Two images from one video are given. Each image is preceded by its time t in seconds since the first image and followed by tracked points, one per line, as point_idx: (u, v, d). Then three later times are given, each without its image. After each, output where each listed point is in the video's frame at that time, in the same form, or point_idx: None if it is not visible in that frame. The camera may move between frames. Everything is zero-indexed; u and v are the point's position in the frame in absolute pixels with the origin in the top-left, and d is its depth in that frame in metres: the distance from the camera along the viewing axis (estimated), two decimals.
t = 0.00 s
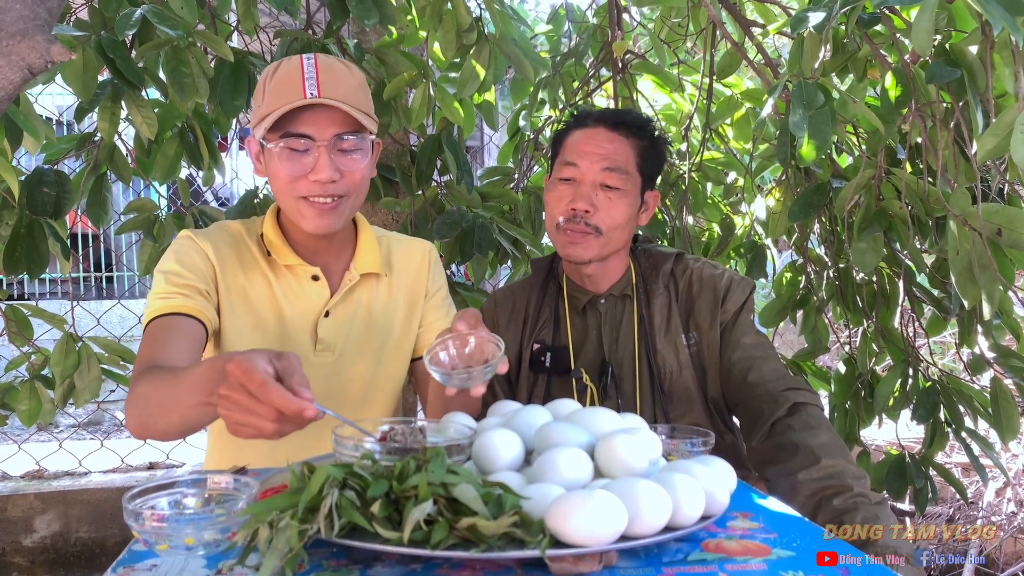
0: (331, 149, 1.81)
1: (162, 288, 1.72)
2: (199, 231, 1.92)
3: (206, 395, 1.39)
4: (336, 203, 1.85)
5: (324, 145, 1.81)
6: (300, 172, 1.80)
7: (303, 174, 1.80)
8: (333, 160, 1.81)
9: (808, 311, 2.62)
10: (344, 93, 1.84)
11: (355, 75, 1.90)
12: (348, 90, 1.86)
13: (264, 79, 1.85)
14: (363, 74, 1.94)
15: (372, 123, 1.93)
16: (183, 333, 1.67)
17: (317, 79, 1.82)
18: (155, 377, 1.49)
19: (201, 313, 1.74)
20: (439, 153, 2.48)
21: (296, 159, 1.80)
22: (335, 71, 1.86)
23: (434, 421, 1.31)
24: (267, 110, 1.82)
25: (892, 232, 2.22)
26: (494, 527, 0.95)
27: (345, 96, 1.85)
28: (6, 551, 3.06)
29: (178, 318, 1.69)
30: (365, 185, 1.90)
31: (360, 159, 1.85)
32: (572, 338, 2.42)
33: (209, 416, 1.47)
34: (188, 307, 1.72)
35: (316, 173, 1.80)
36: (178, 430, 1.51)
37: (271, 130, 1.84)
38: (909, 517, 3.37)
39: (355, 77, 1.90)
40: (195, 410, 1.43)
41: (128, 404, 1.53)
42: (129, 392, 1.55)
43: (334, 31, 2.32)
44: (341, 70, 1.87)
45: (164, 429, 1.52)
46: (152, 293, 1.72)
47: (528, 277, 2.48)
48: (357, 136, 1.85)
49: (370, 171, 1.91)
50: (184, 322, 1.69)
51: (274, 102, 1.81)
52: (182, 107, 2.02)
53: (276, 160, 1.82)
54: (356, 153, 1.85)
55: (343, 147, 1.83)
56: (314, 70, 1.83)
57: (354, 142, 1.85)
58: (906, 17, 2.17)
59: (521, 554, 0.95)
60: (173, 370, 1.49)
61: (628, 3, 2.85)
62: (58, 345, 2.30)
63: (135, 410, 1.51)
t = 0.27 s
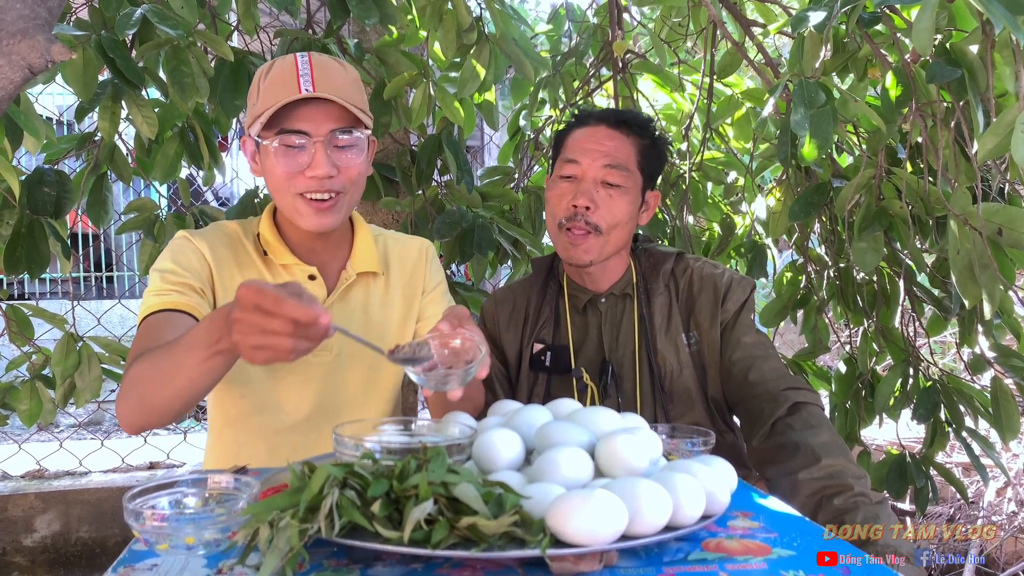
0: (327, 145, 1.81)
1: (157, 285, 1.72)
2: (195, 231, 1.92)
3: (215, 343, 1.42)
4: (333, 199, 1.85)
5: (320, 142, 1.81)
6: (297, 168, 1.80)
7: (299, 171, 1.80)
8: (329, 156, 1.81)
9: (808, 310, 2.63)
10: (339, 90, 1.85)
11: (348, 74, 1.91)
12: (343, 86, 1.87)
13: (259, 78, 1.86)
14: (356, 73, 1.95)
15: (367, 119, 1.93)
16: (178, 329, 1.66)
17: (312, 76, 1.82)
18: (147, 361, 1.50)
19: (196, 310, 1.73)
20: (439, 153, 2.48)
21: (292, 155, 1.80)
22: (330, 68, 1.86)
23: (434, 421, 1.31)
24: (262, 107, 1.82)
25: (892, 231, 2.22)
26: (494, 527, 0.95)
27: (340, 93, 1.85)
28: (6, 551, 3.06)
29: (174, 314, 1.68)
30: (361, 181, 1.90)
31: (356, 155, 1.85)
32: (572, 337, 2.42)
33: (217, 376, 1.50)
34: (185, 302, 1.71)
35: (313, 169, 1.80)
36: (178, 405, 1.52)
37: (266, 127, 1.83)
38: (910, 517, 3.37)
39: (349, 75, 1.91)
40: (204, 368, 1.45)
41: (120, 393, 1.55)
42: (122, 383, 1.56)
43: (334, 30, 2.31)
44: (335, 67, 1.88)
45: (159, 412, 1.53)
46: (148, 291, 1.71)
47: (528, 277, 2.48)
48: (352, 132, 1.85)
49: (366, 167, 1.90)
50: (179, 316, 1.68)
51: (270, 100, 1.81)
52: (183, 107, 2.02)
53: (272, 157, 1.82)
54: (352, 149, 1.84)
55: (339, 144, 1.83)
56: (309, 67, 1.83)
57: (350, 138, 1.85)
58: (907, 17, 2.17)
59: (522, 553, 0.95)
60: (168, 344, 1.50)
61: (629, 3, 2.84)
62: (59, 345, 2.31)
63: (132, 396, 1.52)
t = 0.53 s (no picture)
0: (327, 147, 1.81)
1: (155, 284, 1.72)
2: (194, 231, 1.92)
3: (236, 321, 1.46)
4: (332, 200, 1.84)
5: (320, 143, 1.80)
6: (296, 169, 1.79)
7: (299, 172, 1.79)
8: (329, 158, 1.81)
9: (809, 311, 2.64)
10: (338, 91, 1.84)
11: (348, 75, 1.91)
12: (343, 87, 1.86)
13: (258, 79, 1.85)
14: (357, 74, 1.94)
15: (368, 119, 1.92)
16: (174, 327, 1.67)
17: (312, 78, 1.82)
18: (151, 355, 1.53)
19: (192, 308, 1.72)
20: (439, 153, 2.47)
21: (292, 157, 1.79)
22: (330, 69, 1.86)
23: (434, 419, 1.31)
24: (262, 108, 1.81)
25: (893, 231, 2.21)
26: (494, 526, 0.95)
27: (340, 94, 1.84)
28: (6, 551, 3.06)
29: (170, 311, 1.68)
30: (361, 182, 1.89)
31: (357, 155, 1.84)
32: (573, 336, 2.42)
33: (225, 364, 1.52)
34: (181, 301, 1.71)
35: (312, 171, 1.79)
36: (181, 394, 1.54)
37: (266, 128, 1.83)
38: (910, 516, 3.37)
39: (349, 75, 1.91)
40: (217, 353, 1.48)
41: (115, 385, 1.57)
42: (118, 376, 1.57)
43: (334, 30, 2.31)
44: (335, 68, 1.87)
45: (157, 407, 1.57)
46: (145, 289, 1.72)
47: (529, 276, 2.48)
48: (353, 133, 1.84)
49: (366, 168, 1.90)
50: (176, 315, 1.68)
51: (270, 101, 1.81)
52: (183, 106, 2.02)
53: (272, 158, 1.81)
54: (353, 150, 1.83)
55: (339, 145, 1.82)
56: (309, 68, 1.83)
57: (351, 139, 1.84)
58: (907, 16, 2.17)
59: (521, 552, 0.95)
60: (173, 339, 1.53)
61: (629, 2, 2.84)
62: (59, 344, 2.31)
63: (130, 388, 1.54)
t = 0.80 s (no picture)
0: (328, 153, 1.81)
1: (154, 283, 1.72)
2: (194, 231, 1.92)
3: (228, 308, 1.47)
4: (332, 204, 1.85)
5: (321, 149, 1.80)
6: (297, 175, 1.79)
7: (300, 177, 1.80)
8: (330, 163, 1.81)
9: (807, 311, 2.60)
10: (340, 96, 1.84)
11: (349, 78, 1.90)
12: (344, 92, 1.86)
13: (258, 82, 1.85)
14: (358, 77, 1.94)
15: (368, 124, 1.93)
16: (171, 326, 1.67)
17: (313, 83, 1.81)
18: (144, 350, 1.54)
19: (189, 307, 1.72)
20: (438, 153, 2.47)
21: (293, 162, 1.79)
22: (330, 73, 1.86)
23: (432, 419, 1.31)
24: (263, 113, 1.81)
25: (891, 231, 2.22)
26: (491, 525, 0.95)
27: (341, 99, 1.84)
28: (4, 551, 3.06)
29: (166, 311, 1.69)
30: (361, 186, 1.90)
31: (358, 161, 1.85)
32: (571, 336, 2.43)
33: (218, 356, 1.53)
34: (181, 300, 1.71)
35: (313, 177, 1.80)
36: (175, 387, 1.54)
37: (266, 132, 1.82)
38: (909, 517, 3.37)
39: (350, 78, 1.91)
40: (209, 344, 1.49)
41: (112, 383, 1.59)
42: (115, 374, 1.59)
43: (333, 30, 2.31)
44: (336, 72, 1.87)
45: (152, 402, 1.57)
46: (144, 289, 1.72)
47: (527, 276, 2.48)
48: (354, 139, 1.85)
49: (366, 172, 1.91)
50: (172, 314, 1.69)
51: (270, 106, 1.80)
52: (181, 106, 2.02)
53: (272, 163, 1.81)
54: (354, 155, 1.84)
55: (340, 151, 1.82)
56: (310, 73, 1.82)
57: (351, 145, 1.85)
58: (906, 16, 2.17)
59: (518, 552, 0.95)
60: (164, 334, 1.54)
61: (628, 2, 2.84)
62: (57, 344, 2.31)
63: (125, 384, 1.55)
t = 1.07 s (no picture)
0: (329, 157, 1.81)
1: (154, 284, 1.72)
2: (193, 231, 1.92)
3: (206, 344, 1.44)
4: (333, 208, 1.85)
5: (321, 155, 1.81)
6: (298, 180, 1.80)
7: (300, 182, 1.80)
8: (331, 168, 1.81)
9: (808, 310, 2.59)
10: (341, 99, 1.84)
11: (349, 80, 1.90)
12: (344, 96, 1.85)
13: (258, 84, 1.84)
14: (357, 78, 1.94)
15: (369, 127, 1.93)
16: (172, 328, 1.67)
17: (313, 87, 1.81)
18: (138, 365, 1.53)
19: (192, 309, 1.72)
20: (438, 153, 2.47)
21: (293, 167, 1.80)
22: (330, 77, 1.85)
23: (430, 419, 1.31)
24: (263, 117, 1.81)
25: (891, 231, 2.22)
26: (490, 524, 0.95)
27: (342, 103, 1.84)
28: (4, 551, 3.06)
29: (171, 313, 1.68)
30: (362, 189, 1.91)
31: (359, 165, 1.86)
32: (570, 336, 2.43)
33: (207, 378, 1.52)
34: (182, 301, 1.71)
35: (314, 182, 1.81)
36: (170, 403, 1.54)
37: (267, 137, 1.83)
38: (909, 516, 3.37)
39: (350, 81, 1.91)
40: (198, 369, 1.47)
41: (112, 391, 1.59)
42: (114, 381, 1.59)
43: (333, 29, 2.31)
44: (336, 75, 1.87)
45: (151, 411, 1.56)
46: (144, 289, 1.72)
47: (526, 276, 2.48)
48: (354, 143, 1.85)
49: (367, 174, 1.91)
50: (174, 314, 1.68)
51: (270, 110, 1.80)
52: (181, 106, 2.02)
53: (273, 167, 1.81)
54: (355, 159, 1.85)
55: (341, 155, 1.83)
56: (310, 77, 1.82)
57: (352, 149, 1.85)
58: (906, 16, 2.17)
59: (517, 552, 0.95)
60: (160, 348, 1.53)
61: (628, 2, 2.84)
62: (57, 344, 2.31)
63: (122, 396, 1.55)
